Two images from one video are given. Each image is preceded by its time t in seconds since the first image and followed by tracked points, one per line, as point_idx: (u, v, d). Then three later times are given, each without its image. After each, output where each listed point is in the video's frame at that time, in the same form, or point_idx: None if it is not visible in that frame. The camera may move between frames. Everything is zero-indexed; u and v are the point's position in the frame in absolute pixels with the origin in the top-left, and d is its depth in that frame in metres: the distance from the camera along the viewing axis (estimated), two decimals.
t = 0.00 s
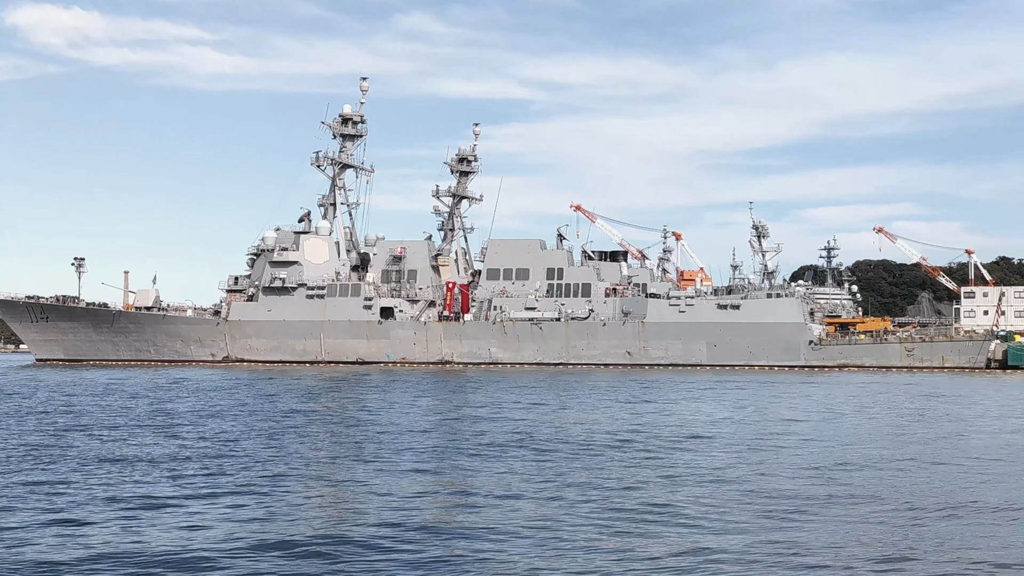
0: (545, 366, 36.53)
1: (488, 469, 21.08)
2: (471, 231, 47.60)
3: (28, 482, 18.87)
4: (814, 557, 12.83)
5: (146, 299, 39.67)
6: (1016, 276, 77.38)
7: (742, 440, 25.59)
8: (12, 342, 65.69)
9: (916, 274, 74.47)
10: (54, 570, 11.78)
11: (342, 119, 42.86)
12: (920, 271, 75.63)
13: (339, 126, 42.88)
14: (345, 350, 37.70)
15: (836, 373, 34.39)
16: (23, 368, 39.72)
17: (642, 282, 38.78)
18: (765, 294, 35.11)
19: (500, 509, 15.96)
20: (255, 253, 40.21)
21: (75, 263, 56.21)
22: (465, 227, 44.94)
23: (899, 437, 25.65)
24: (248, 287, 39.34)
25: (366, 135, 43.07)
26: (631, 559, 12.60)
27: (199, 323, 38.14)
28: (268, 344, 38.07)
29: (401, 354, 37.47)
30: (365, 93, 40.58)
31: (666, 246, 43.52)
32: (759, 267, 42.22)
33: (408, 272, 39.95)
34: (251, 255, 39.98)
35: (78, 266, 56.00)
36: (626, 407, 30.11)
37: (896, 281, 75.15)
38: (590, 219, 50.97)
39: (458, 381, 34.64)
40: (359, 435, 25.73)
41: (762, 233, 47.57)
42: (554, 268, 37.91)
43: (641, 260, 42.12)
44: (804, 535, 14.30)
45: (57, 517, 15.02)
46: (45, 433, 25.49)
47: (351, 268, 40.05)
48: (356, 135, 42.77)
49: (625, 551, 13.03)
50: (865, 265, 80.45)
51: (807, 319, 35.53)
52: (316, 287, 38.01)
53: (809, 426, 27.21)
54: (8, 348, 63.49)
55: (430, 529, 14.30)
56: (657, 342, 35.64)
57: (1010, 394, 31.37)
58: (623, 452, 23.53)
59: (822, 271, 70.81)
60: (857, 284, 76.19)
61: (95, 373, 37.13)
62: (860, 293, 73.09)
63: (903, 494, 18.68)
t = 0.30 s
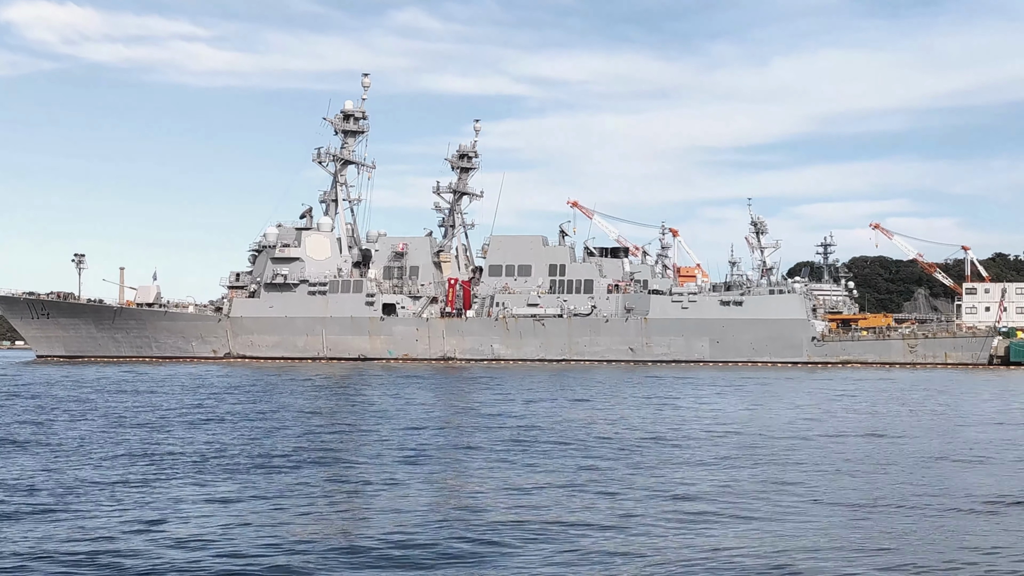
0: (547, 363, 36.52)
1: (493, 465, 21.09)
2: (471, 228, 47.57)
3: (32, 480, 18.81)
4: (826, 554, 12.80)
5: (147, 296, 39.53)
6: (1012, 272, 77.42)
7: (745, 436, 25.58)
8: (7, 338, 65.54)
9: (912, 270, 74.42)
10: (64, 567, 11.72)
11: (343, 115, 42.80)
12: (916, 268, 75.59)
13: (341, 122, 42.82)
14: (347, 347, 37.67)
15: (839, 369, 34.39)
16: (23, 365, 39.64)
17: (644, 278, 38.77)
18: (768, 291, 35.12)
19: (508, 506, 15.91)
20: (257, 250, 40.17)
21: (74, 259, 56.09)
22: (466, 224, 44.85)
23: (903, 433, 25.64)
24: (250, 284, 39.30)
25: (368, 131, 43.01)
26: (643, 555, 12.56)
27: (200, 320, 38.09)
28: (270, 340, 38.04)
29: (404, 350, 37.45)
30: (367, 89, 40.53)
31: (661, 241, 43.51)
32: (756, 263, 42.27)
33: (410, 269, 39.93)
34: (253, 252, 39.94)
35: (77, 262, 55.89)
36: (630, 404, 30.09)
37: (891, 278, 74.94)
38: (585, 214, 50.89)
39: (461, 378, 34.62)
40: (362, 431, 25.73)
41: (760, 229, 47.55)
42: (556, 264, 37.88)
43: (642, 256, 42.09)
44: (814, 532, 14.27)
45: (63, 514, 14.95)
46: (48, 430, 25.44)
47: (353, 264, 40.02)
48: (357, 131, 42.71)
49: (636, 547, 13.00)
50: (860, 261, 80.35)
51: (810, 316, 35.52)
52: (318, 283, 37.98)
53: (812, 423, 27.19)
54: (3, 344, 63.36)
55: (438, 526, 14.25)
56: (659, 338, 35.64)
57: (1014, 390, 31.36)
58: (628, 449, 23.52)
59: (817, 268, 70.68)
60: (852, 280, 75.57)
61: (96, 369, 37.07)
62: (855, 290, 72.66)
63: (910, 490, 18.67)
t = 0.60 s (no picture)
0: (550, 360, 36.50)
1: (499, 462, 21.05)
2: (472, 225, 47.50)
3: (37, 477, 18.78)
4: (840, 551, 12.74)
5: (149, 294, 39.60)
6: (1008, 269, 77.37)
7: (748, 433, 25.53)
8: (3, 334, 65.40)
9: (908, 267, 74.45)
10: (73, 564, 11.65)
11: (345, 112, 42.73)
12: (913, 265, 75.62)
13: (342, 119, 42.75)
14: (350, 344, 37.64)
15: (842, 367, 34.36)
16: (25, 362, 39.61)
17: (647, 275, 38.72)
18: (771, 288, 35.07)
19: (516, 504, 15.87)
20: (259, 247, 40.13)
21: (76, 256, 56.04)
22: (467, 220, 44.75)
23: (908, 431, 25.61)
24: (251, 281, 39.25)
25: (369, 128, 42.95)
26: (655, 551, 12.51)
27: (202, 316, 38.04)
28: (272, 337, 38.00)
29: (406, 347, 37.42)
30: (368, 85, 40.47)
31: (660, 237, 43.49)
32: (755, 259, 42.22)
33: (412, 266, 39.90)
34: (255, 249, 39.89)
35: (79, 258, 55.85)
36: (634, 401, 30.05)
37: (888, 275, 74.86)
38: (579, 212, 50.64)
39: (464, 375, 34.58)
40: (366, 428, 25.70)
41: (758, 225, 47.46)
42: (559, 262, 37.82)
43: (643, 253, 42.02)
44: (825, 530, 14.20)
45: (69, 511, 14.89)
46: (50, 427, 25.42)
47: (355, 261, 39.96)
48: (359, 128, 42.66)
49: (648, 545, 12.92)
50: (857, 259, 80.35)
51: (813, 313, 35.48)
52: (320, 280, 37.92)
53: (817, 420, 27.12)
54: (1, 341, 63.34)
55: (447, 522, 14.17)
56: (663, 335, 35.60)
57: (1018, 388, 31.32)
58: (633, 446, 23.48)
59: (814, 265, 70.66)
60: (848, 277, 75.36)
61: (98, 366, 37.04)
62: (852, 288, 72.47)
63: (919, 488, 18.62)
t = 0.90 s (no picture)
0: (555, 357, 36.50)
1: (506, 460, 21.05)
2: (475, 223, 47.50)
3: (43, 475, 18.72)
4: (855, 547, 12.70)
5: (153, 291, 39.65)
6: (1005, 267, 77.48)
7: (753, 431, 25.53)
8: None
9: (905, 265, 74.66)
10: (84, 560, 11.58)
11: (349, 110, 42.73)
12: (910, 262, 75.85)
13: (346, 116, 42.75)
14: (354, 342, 37.61)
15: (847, 364, 34.37)
16: (28, 360, 39.56)
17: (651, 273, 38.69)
18: (777, 285, 35.07)
19: (526, 502, 15.82)
20: (263, 245, 40.11)
21: (79, 253, 55.94)
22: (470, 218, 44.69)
23: (914, 428, 25.64)
24: (255, 279, 39.24)
25: (373, 126, 42.95)
26: (670, 547, 12.45)
27: (206, 314, 38.01)
28: (277, 335, 37.97)
29: (411, 345, 37.40)
30: (372, 83, 40.47)
31: (663, 235, 43.49)
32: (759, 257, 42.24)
33: (416, 264, 39.90)
34: (259, 247, 39.87)
35: (83, 255, 55.74)
36: (639, 398, 30.05)
37: (884, 272, 74.99)
38: (580, 210, 50.64)
39: (469, 373, 34.55)
40: (371, 426, 25.71)
41: (758, 224, 47.50)
42: (564, 260, 37.82)
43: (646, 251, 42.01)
44: (838, 526, 14.16)
45: (78, 507, 14.83)
46: (55, 425, 25.39)
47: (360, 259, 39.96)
48: (363, 126, 42.66)
49: (663, 541, 12.87)
50: (854, 256, 80.61)
51: (818, 311, 35.50)
52: (324, 278, 37.92)
53: (822, 418, 27.10)
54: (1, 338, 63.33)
55: (458, 519, 14.12)
56: (668, 333, 35.59)
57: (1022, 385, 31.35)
58: (639, 444, 23.53)
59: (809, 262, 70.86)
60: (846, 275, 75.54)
61: (102, 364, 37.02)
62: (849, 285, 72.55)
63: (928, 486, 18.58)
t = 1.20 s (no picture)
0: (560, 357, 36.48)
1: (513, 459, 21.02)
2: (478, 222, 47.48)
3: (51, 474, 18.72)
4: (868, 538, 12.66)
5: (157, 290, 39.64)
6: (1004, 266, 77.44)
7: (758, 429, 25.52)
8: None
9: (904, 264, 74.71)
10: (95, 553, 11.54)
11: (353, 108, 42.71)
12: (908, 262, 75.90)
13: (351, 115, 42.74)
14: (359, 341, 37.62)
15: (853, 364, 34.34)
16: (31, 359, 39.57)
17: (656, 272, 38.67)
18: (782, 285, 35.04)
19: (537, 499, 15.79)
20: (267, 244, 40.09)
21: (82, 253, 55.96)
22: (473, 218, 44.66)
23: (920, 427, 25.61)
24: (260, 279, 39.23)
25: (378, 125, 42.94)
26: (683, 537, 12.41)
27: (210, 313, 38.00)
28: (281, 335, 37.97)
29: (415, 345, 37.38)
30: (377, 82, 40.45)
31: (665, 233, 43.45)
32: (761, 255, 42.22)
33: (420, 263, 39.86)
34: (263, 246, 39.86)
35: (86, 254, 55.79)
36: (644, 398, 30.03)
37: (883, 271, 75.05)
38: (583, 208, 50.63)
39: (474, 372, 34.55)
40: (377, 425, 25.70)
41: (760, 223, 47.48)
42: (569, 259, 37.79)
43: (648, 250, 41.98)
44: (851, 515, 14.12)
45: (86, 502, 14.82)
46: (61, 424, 25.39)
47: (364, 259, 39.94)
48: (367, 124, 42.65)
49: (677, 531, 12.82)
50: (853, 256, 80.67)
51: (824, 310, 35.47)
52: (329, 278, 37.89)
53: (827, 417, 27.13)
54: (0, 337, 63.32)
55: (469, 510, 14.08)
56: (673, 332, 35.56)
57: None
58: (646, 443, 23.50)
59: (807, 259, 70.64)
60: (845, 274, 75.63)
61: (106, 363, 37.02)
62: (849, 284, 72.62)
63: (937, 485, 18.54)
